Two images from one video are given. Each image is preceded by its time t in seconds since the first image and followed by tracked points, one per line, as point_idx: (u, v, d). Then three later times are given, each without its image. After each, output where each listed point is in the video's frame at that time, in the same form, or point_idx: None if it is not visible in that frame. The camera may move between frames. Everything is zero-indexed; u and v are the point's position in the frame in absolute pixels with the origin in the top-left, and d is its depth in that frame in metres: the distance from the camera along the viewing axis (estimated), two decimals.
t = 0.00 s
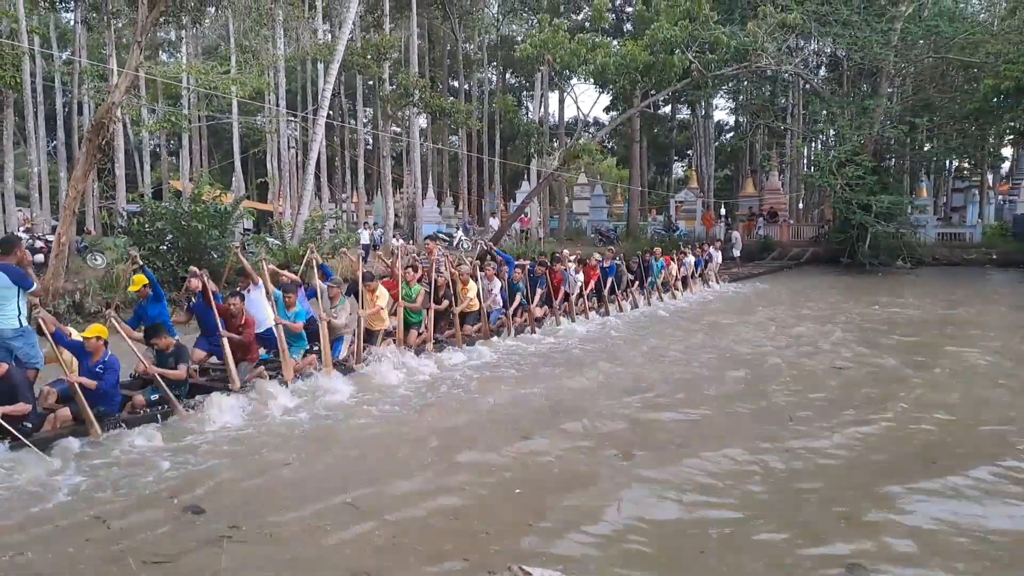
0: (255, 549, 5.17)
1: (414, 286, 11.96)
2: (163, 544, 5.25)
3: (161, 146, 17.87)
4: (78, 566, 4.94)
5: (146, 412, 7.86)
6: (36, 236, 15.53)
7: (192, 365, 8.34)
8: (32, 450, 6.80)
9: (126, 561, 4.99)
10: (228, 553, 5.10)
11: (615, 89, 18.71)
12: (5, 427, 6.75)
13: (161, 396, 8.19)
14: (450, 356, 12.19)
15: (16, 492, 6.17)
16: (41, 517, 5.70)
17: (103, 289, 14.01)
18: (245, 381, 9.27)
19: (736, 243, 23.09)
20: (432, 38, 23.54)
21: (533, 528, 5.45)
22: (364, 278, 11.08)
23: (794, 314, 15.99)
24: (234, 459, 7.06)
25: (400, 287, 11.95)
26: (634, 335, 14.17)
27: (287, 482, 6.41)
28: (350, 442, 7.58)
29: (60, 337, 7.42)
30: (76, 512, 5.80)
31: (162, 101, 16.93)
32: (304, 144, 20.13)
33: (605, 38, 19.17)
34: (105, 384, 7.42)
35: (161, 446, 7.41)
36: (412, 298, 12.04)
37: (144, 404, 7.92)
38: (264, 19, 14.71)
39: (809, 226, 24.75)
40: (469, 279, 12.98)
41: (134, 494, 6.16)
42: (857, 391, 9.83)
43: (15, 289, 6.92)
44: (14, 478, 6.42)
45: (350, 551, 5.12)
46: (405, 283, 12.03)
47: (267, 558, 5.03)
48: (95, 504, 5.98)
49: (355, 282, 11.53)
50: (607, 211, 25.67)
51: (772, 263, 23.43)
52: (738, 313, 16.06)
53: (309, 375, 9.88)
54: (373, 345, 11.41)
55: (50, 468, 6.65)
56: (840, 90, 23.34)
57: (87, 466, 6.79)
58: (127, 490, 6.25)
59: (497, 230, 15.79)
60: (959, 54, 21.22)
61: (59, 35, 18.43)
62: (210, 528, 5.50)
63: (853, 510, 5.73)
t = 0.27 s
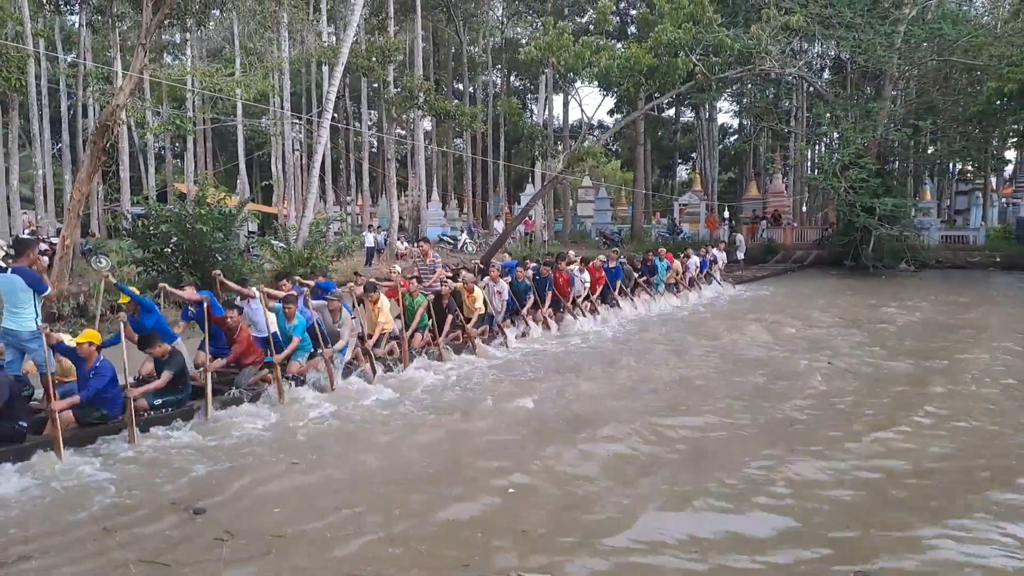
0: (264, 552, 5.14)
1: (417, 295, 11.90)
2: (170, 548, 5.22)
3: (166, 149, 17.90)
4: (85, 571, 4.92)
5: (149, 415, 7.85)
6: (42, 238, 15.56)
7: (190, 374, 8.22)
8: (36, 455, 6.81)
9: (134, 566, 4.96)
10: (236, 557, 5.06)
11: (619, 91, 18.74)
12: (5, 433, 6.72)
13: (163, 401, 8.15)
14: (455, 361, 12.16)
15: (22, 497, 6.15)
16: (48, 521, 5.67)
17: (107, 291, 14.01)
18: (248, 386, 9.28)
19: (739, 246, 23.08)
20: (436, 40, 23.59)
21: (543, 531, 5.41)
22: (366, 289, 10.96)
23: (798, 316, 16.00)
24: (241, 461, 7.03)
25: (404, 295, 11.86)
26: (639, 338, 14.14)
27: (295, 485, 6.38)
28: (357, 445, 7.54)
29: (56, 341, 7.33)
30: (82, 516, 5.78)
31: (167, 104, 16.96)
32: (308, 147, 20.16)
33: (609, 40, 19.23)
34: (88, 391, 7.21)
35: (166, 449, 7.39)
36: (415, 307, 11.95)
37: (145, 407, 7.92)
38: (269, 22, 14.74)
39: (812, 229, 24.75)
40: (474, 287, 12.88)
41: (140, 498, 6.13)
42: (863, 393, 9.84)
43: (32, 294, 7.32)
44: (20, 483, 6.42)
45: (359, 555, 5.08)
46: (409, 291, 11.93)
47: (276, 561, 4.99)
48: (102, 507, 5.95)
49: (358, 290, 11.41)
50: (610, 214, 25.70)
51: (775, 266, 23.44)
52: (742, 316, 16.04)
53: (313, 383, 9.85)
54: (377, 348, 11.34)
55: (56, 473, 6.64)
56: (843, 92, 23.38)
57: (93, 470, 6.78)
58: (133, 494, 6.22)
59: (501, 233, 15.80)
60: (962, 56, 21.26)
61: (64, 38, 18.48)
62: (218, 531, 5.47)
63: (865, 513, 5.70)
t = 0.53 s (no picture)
0: (281, 557, 5.18)
1: (426, 291, 12.02)
2: (188, 551, 5.25)
3: (172, 152, 17.94)
4: (102, 573, 4.94)
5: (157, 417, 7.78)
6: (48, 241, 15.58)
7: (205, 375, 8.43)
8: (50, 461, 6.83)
9: (153, 569, 4.99)
10: (254, 561, 5.10)
11: (624, 94, 18.79)
12: (17, 437, 6.75)
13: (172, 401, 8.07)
14: (463, 359, 12.20)
15: (37, 501, 6.19)
16: (65, 524, 5.71)
17: (114, 294, 14.04)
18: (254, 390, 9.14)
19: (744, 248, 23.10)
20: (442, 42, 23.65)
21: (557, 536, 5.44)
22: (377, 284, 11.11)
23: (804, 319, 16.02)
24: (255, 465, 7.06)
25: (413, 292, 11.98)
26: (645, 341, 14.17)
27: (308, 489, 6.40)
28: (369, 449, 7.56)
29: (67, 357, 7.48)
30: (99, 519, 5.82)
31: (173, 107, 17.00)
32: (314, 149, 20.19)
33: (615, 43, 19.28)
34: (114, 400, 7.40)
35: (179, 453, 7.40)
36: (424, 304, 12.05)
37: (155, 409, 7.89)
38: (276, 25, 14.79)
39: (817, 231, 24.75)
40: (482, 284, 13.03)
41: (155, 501, 6.16)
42: (871, 396, 9.87)
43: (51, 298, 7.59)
44: (37, 486, 6.46)
45: (377, 560, 5.11)
46: (417, 288, 12.05)
47: (294, 565, 5.03)
48: (117, 510, 5.98)
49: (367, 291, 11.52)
50: (616, 217, 25.73)
51: (780, 268, 23.45)
52: (748, 319, 16.06)
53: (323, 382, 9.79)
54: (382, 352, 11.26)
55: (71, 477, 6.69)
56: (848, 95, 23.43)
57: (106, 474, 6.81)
58: (149, 497, 6.25)
59: (507, 235, 15.84)
60: (968, 59, 21.28)
61: (70, 41, 18.52)
62: (235, 534, 5.51)
63: (879, 517, 5.72)
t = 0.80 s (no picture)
0: (293, 557, 5.16)
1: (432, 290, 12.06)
2: (199, 551, 5.24)
3: (177, 156, 17.93)
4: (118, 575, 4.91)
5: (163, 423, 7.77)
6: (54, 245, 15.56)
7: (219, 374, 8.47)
8: (61, 461, 6.86)
9: (167, 570, 4.97)
10: (267, 562, 5.09)
11: (630, 97, 18.83)
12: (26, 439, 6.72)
13: (178, 405, 8.07)
14: (470, 359, 12.20)
15: (48, 501, 6.20)
16: (75, 525, 5.71)
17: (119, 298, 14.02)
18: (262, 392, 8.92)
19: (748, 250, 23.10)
20: (447, 46, 23.69)
21: (569, 536, 5.43)
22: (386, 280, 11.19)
23: (811, 321, 15.99)
24: (265, 467, 7.05)
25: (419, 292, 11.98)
26: (653, 344, 14.14)
27: (318, 490, 6.39)
28: (379, 452, 7.55)
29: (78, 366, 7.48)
30: (110, 520, 5.81)
31: (178, 110, 17.00)
32: (319, 152, 20.20)
33: (620, 47, 19.31)
34: (137, 399, 7.37)
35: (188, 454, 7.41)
36: (431, 303, 11.95)
37: (162, 412, 7.80)
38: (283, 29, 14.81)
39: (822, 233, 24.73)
40: (487, 284, 13.13)
41: (165, 502, 6.16)
42: (882, 398, 9.84)
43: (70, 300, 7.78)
44: (46, 487, 6.46)
45: (388, 561, 5.10)
46: (423, 288, 12.07)
47: (305, 565, 5.02)
48: (127, 511, 5.98)
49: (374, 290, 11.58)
50: (621, 220, 25.75)
51: (785, 271, 23.43)
52: (754, 321, 16.04)
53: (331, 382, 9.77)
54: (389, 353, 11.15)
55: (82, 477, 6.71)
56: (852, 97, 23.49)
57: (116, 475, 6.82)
58: (159, 498, 6.25)
59: (512, 239, 15.83)
60: (972, 61, 21.39)
61: (76, 45, 18.55)
62: (246, 535, 5.50)
63: (891, 517, 5.70)
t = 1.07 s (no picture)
0: (317, 561, 5.15)
1: (438, 299, 11.95)
2: (222, 556, 5.23)
3: (182, 159, 17.97)
4: None
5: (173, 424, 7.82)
6: (60, 248, 15.57)
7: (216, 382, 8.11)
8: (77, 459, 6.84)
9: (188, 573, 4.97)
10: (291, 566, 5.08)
11: (635, 99, 18.87)
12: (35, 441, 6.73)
13: (184, 410, 8.07)
14: (477, 365, 12.16)
15: (66, 502, 6.19)
16: (96, 529, 5.69)
17: (126, 301, 14.03)
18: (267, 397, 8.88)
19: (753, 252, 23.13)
20: (452, 48, 23.83)
21: (592, 540, 5.42)
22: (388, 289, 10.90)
23: (818, 323, 16.00)
24: (282, 471, 7.03)
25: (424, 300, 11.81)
26: (660, 346, 14.15)
27: (337, 494, 6.39)
28: (393, 454, 7.56)
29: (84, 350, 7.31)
30: (130, 524, 5.79)
31: (184, 113, 17.03)
32: (325, 155, 20.23)
33: (626, 49, 19.34)
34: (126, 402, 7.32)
35: (203, 456, 7.40)
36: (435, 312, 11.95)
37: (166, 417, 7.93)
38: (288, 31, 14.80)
39: (827, 236, 24.74)
40: (493, 293, 12.92)
41: (185, 506, 6.14)
42: (893, 400, 9.85)
43: (83, 303, 7.96)
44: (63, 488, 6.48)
45: (414, 565, 5.09)
46: (429, 295, 11.89)
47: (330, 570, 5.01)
48: (147, 515, 5.96)
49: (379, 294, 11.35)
50: (626, 222, 25.81)
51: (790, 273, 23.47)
52: (761, 324, 16.06)
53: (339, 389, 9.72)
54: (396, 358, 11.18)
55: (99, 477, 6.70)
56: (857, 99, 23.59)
57: (133, 475, 6.81)
58: (178, 502, 6.23)
59: (519, 242, 15.84)
60: (977, 63, 21.47)
61: (81, 48, 18.59)
62: (268, 539, 5.50)
63: (914, 520, 5.69)
